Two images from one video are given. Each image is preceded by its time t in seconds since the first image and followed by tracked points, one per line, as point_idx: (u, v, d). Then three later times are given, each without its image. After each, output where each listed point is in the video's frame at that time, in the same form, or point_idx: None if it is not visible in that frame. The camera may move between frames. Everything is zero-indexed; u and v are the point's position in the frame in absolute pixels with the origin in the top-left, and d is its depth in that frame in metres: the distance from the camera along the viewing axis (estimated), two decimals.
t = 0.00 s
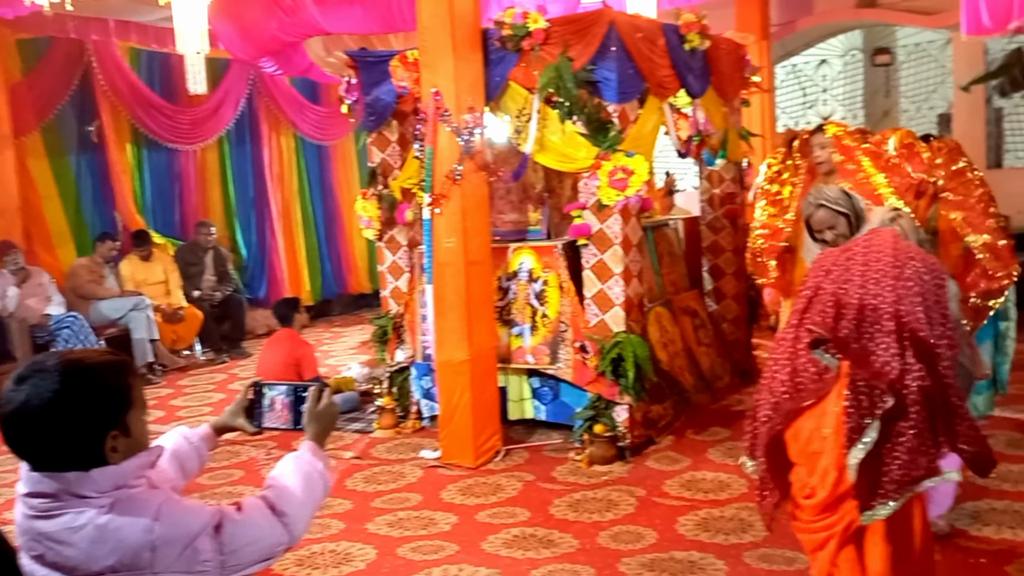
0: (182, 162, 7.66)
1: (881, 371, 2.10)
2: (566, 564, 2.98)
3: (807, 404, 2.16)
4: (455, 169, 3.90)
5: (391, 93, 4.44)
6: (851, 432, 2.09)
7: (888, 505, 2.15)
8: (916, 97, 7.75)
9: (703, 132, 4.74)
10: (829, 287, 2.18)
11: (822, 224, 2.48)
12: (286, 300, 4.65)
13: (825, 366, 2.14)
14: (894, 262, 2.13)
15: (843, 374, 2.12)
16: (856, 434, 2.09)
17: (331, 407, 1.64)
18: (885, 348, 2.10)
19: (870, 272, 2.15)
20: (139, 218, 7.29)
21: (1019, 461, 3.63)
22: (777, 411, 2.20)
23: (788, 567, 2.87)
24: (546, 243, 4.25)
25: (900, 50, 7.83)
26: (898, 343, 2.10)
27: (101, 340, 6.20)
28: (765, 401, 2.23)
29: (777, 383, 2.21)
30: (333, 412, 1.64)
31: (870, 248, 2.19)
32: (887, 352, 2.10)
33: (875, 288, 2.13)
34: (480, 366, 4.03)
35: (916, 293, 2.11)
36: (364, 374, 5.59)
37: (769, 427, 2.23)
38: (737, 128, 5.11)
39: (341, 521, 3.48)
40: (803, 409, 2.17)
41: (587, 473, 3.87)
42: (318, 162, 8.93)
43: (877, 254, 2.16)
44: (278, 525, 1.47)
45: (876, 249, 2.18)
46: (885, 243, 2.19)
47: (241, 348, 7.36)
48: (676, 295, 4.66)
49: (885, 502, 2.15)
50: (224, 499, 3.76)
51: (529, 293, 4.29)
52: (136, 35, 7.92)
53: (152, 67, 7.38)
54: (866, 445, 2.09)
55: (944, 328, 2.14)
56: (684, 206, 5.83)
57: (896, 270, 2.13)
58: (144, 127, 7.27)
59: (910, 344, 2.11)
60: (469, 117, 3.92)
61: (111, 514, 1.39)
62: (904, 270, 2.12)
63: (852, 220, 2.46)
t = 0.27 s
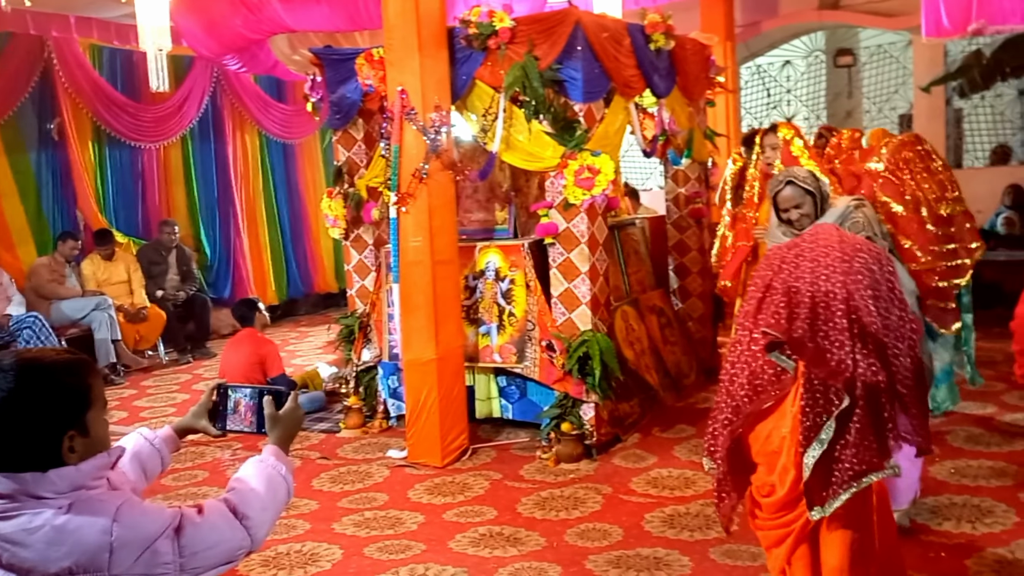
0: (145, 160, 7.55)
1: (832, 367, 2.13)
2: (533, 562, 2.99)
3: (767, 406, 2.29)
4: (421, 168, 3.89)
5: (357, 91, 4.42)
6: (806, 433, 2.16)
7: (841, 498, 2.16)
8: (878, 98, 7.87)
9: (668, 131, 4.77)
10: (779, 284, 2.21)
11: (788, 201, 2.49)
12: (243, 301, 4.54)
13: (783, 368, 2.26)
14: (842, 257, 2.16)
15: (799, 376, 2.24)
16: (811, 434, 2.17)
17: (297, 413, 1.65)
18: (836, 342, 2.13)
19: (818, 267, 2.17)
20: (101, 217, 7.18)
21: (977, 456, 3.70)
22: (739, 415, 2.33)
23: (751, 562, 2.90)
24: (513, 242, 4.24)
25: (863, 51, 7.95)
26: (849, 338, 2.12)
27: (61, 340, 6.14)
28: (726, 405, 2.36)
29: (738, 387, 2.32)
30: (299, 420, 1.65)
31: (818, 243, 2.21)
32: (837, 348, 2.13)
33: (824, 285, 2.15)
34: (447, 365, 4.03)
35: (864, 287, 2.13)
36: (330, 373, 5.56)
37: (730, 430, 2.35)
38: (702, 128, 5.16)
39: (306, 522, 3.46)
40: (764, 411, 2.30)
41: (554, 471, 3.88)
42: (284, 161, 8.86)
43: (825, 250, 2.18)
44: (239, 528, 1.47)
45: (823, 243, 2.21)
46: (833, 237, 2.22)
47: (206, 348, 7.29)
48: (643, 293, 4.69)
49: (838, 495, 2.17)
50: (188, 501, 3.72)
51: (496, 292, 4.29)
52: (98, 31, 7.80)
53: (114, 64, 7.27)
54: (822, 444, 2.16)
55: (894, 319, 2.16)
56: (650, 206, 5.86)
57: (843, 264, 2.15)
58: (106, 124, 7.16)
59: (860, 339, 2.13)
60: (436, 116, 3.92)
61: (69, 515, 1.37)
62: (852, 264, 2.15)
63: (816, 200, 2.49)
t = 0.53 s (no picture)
0: (119, 161, 7.47)
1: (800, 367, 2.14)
2: (512, 565, 2.98)
3: (737, 409, 2.29)
4: (400, 170, 3.88)
5: (335, 92, 4.40)
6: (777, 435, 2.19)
7: (816, 497, 2.18)
8: (852, 101, 7.94)
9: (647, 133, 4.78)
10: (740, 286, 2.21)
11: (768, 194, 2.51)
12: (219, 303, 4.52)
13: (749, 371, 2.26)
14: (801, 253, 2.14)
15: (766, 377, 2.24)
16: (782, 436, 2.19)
17: (273, 424, 1.61)
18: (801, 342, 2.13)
19: (778, 266, 2.16)
20: (75, 219, 7.09)
21: (952, 456, 3.75)
22: (710, 419, 2.33)
23: (729, 563, 2.92)
24: (492, 243, 4.25)
25: (838, 55, 8.00)
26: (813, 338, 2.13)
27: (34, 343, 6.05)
28: (697, 410, 2.36)
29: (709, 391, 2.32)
30: (275, 431, 1.61)
31: (776, 238, 2.19)
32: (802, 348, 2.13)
33: (786, 285, 2.14)
34: (426, 367, 4.01)
35: (825, 284, 2.12)
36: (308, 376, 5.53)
37: (703, 434, 2.35)
38: (680, 130, 5.19)
39: (283, 527, 3.44)
40: (734, 414, 2.31)
41: (533, 473, 3.87)
42: (261, 161, 8.80)
43: (784, 247, 2.16)
44: (212, 538, 1.46)
45: (781, 239, 2.18)
46: (790, 231, 2.19)
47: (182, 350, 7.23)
48: (622, 295, 4.70)
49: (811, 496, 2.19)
50: (164, 505, 3.68)
51: (476, 294, 4.29)
52: (71, 30, 7.70)
53: (88, 64, 7.18)
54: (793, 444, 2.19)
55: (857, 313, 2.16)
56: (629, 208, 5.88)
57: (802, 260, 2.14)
58: (80, 125, 7.07)
59: (824, 336, 2.13)
60: (414, 117, 3.90)
61: (37, 523, 1.35)
62: (811, 260, 2.13)
63: (795, 192, 2.53)
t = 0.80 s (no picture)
0: (87, 161, 7.37)
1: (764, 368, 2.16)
2: (484, 567, 2.98)
3: (704, 412, 2.31)
4: (371, 170, 3.86)
5: (306, 92, 4.36)
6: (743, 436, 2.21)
7: (780, 494, 2.20)
8: (821, 104, 8.03)
9: (618, 134, 4.79)
10: (702, 288, 2.23)
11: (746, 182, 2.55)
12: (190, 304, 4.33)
13: (715, 375, 2.29)
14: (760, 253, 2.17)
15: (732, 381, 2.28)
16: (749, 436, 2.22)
17: (239, 431, 1.62)
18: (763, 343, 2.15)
19: (738, 267, 2.18)
20: (41, 220, 6.98)
21: (918, 454, 3.80)
22: (676, 423, 2.34)
23: (699, 562, 2.93)
24: (463, 244, 4.25)
25: (807, 57, 8.15)
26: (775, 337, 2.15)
27: None
28: (663, 414, 2.37)
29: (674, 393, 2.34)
30: (242, 438, 1.63)
31: (735, 239, 2.22)
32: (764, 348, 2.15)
33: (746, 286, 2.17)
34: (398, 368, 4.00)
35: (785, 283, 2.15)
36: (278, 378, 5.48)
37: (670, 438, 2.36)
38: (650, 132, 5.22)
39: (253, 530, 3.41)
40: (701, 417, 2.33)
41: (505, 474, 3.88)
42: (231, 161, 8.73)
43: (743, 247, 2.19)
44: (176, 545, 1.47)
45: (740, 239, 2.22)
46: (749, 231, 2.22)
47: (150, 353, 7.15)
48: (594, 295, 4.71)
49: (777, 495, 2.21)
50: (132, 509, 3.63)
51: (447, 295, 4.28)
52: (37, 28, 7.59)
53: (55, 64, 7.09)
54: (759, 444, 2.21)
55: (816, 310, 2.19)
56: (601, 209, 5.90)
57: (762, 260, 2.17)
58: (47, 124, 6.98)
59: (786, 336, 2.16)
60: (385, 118, 3.89)
61: None
62: (770, 259, 2.16)
63: (771, 182, 2.58)
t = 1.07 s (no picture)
0: (68, 159, 7.32)
1: (745, 364, 2.17)
2: (468, 565, 2.98)
3: (687, 410, 2.33)
4: (355, 168, 3.85)
5: (288, 90, 4.34)
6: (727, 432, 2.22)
7: (766, 491, 2.22)
8: (804, 102, 8.08)
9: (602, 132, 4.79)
10: (683, 285, 2.24)
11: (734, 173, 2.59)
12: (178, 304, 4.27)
13: (697, 374, 2.30)
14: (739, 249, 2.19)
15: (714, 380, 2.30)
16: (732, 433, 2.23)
17: (221, 431, 1.67)
18: (744, 338, 2.17)
19: (718, 264, 2.19)
20: (22, 218, 6.92)
21: (899, 451, 3.83)
22: (660, 421, 2.34)
23: (683, 559, 2.95)
24: (447, 243, 4.24)
25: (790, 56, 8.13)
26: (756, 333, 2.17)
27: None
28: (647, 412, 2.37)
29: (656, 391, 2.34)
30: (224, 438, 1.68)
31: (714, 235, 2.23)
32: (746, 344, 2.17)
33: (726, 283, 2.18)
34: (382, 366, 3.99)
35: (765, 279, 2.17)
36: (262, 377, 5.46)
37: (653, 436, 2.36)
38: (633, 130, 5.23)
39: (236, 529, 3.40)
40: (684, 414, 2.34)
41: (489, 472, 3.88)
42: (214, 159, 8.68)
43: (723, 244, 2.20)
44: (157, 546, 1.47)
45: (719, 236, 2.22)
46: (727, 227, 2.23)
47: (133, 352, 7.10)
48: (579, 293, 4.72)
49: (762, 491, 2.23)
50: (115, 509, 3.61)
51: (432, 293, 4.28)
52: (17, 24, 7.52)
53: (35, 61, 7.03)
54: (742, 441, 2.22)
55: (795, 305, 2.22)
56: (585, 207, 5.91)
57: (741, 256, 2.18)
58: (28, 122, 6.92)
59: (767, 331, 2.18)
60: (369, 116, 3.88)
61: None
62: (750, 255, 2.18)
63: (757, 175, 2.60)
